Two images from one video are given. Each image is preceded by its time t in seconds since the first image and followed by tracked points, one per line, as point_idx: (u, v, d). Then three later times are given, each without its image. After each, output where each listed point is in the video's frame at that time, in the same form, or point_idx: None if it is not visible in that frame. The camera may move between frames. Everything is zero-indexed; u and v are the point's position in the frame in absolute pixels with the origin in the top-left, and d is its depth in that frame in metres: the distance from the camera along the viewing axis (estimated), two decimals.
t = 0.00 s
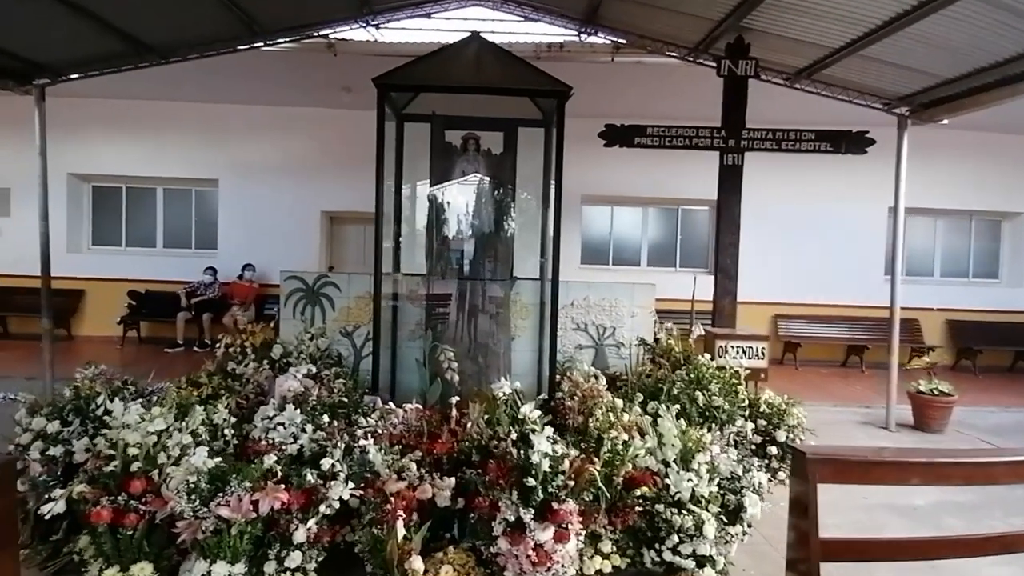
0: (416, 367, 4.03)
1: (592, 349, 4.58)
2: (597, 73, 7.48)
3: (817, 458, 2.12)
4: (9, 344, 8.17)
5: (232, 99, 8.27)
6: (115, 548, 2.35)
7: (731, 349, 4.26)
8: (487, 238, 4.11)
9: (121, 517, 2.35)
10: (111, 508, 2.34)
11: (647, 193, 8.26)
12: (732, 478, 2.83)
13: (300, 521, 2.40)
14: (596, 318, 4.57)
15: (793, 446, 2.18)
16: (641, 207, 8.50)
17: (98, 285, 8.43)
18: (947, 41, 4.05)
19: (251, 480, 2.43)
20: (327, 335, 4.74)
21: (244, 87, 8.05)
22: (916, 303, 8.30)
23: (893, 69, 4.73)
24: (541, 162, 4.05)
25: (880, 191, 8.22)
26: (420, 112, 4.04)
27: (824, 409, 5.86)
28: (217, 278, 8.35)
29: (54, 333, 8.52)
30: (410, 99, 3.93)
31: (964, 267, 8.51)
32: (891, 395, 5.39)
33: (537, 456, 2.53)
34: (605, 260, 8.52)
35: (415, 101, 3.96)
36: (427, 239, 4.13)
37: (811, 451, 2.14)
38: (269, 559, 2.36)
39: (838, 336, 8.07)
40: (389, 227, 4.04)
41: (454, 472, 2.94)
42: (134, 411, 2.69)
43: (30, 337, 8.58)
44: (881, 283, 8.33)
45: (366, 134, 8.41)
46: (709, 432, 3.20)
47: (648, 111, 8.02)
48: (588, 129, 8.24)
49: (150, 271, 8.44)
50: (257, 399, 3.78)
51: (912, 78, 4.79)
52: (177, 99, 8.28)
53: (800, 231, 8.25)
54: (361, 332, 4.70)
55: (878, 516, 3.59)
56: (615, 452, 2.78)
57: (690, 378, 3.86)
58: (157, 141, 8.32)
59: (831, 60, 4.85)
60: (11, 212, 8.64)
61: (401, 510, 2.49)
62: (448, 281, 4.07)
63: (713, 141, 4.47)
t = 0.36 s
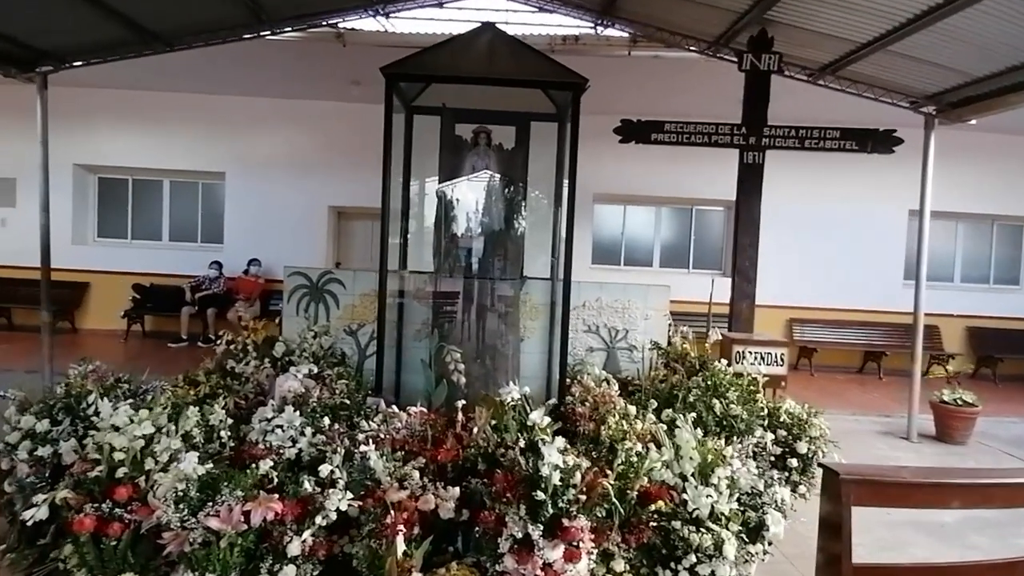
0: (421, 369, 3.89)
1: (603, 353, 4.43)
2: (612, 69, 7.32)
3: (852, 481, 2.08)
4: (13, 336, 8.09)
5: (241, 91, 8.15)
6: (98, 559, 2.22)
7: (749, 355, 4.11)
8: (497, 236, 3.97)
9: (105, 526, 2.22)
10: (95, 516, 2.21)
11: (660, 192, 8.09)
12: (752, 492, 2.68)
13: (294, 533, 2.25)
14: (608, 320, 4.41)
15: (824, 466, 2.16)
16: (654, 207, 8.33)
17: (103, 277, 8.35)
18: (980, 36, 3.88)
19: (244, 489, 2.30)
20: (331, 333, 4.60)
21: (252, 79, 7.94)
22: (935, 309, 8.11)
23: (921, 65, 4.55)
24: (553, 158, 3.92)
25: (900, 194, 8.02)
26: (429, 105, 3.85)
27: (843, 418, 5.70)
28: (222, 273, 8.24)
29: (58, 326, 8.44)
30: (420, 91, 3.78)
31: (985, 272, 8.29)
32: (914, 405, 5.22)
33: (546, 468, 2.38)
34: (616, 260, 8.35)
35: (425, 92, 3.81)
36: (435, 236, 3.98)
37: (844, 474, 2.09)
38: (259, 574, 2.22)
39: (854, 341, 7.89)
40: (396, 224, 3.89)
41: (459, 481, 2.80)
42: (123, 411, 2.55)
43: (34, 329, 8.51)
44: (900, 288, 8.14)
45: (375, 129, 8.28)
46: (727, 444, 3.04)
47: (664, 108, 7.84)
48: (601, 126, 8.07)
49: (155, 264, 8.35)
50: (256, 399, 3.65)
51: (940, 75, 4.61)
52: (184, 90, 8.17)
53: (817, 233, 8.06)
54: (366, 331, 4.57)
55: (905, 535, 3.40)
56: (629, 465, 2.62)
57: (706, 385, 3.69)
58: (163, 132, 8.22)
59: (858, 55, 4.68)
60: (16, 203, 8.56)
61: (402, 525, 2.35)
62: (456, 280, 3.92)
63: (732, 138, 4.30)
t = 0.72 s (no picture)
0: (418, 371, 3.77)
1: (605, 355, 4.31)
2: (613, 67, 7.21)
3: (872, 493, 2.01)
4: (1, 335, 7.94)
5: (235, 86, 8.02)
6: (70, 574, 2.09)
7: (755, 358, 4.02)
8: (496, 235, 3.84)
9: (78, 539, 2.11)
10: (68, 529, 2.10)
11: (661, 192, 7.98)
12: (764, 501, 2.56)
13: (279, 547, 2.13)
14: (610, 322, 4.29)
15: (844, 477, 2.09)
16: (655, 207, 8.22)
17: (93, 275, 8.21)
18: (994, 31, 3.76)
19: (228, 500, 2.18)
20: (325, 334, 4.47)
21: (247, 74, 7.81)
22: (938, 312, 8.02)
23: (931, 62, 4.44)
24: (555, 155, 3.81)
25: (903, 195, 7.93)
26: (428, 99, 3.76)
27: (848, 422, 5.59)
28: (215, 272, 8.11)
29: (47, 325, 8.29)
30: (418, 85, 3.66)
31: (988, 275, 8.20)
32: (920, 409, 5.11)
33: (549, 478, 2.25)
34: (616, 261, 8.24)
35: (423, 86, 3.69)
36: (433, 236, 3.85)
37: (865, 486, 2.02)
38: None
39: (856, 344, 7.79)
40: (392, 222, 3.77)
41: (455, 491, 2.68)
42: (99, 416, 2.43)
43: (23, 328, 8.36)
44: (903, 290, 8.04)
45: (372, 126, 8.15)
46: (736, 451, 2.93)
47: (664, 106, 7.74)
48: (601, 125, 7.96)
49: (146, 262, 8.21)
50: (246, 402, 3.52)
51: (950, 73, 4.50)
52: (178, 85, 8.03)
53: (819, 234, 7.96)
54: (361, 331, 4.44)
55: (917, 545, 3.27)
56: (635, 473, 2.52)
57: (711, 390, 3.59)
58: (155, 128, 8.08)
59: (866, 52, 4.58)
60: (6, 199, 8.42)
61: (394, 540, 2.23)
62: (455, 280, 3.79)
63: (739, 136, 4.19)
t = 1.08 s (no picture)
0: (409, 380, 3.61)
1: (603, 359, 4.18)
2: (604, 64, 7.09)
3: (900, 509, 1.98)
4: None
5: (218, 87, 7.82)
6: None
7: (757, 359, 3.90)
8: (489, 236, 3.70)
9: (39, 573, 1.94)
10: (29, 561, 1.92)
11: (654, 191, 7.87)
12: (778, 513, 2.43)
13: None
14: (607, 324, 4.15)
15: (869, 492, 2.07)
16: (648, 206, 8.10)
17: (73, 283, 7.98)
18: (997, 22, 3.65)
19: (204, 529, 2.03)
20: (312, 341, 4.31)
21: (230, 74, 7.62)
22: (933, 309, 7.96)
23: (931, 56, 4.33)
24: (548, 153, 3.65)
25: (898, 192, 7.86)
26: (417, 97, 3.62)
27: (848, 422, 5.49)
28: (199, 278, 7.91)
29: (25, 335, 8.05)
30: (406, 82, 3.52)
31: (983, 271, 8.14)
32: (922, 409, 5.02)
33: (550, 494, 2.10)
34: (609, 261, 8.12)
35: (411, 84, 3.55)
36: (423, 239, 3.69)
37: (893, 500, 1.99)
38: None
39: (853, 343, 7.71)
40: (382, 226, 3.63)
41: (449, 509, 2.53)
42: (62, 437, 2.26)
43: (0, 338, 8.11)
44: (898, 287, 7.98)
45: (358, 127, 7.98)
46: (745, 459, 2.79)
47: (656, 104, 7.62)
48: (592, 124, 7.84)
49: (127, 269, 7.99)
50: (227, 415, 3.36)
51: (950, 67, 4.39)
52: (158, 87, 7.83)
53: (814, 232, 7.88)
54: (350, 338, 4.28)
55: (929, 552, 3.14)
56: (642, 488, 2.38)
57: (715, 394, 3.45)
58: (135, 131, 7.88)
59: (864, 46, 4.46)
60: None
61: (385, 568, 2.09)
62: (447, 283, 3.64)
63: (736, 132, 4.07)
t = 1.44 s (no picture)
0: (402, 383, 3.47)
1: (602, 359, 4.05)
2: (601, 57, 6.96)
3: (930, 528, 1.91)
4: None
5: (205, 80, 7.63)
6: None
7: (762, 359, 3.80)
8: (484, 233, 3.56)
9: None
10: None
11: (650, 187, 7.75)
12: (791, 524, 2.29)
13: None
14: (607, 324, 4.03)
15: (896, 508, 2.00)
16: (644, 202, 7.99)
17: (56, 282, 7.80)
18: (1009, 12, 3.54)
19: (179, 551, 1.91)
20: (301, 342, 4.16)
21: (216, 66, 7.43)
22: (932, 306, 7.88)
23: (938, 47, 4.22)
24: (545, 145, 3.50)
25: (896, 187, 7.77)
26: (409, 89, 3.49)
27: (851, 422, 5.40)
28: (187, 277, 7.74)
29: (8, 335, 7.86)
30: (397, 73, 3.38)
31: (982, 267, 8.07)
32: (926, 408, 4.92)
33: (553, 512, 1.97)
34: (605, 258, 8.00)
35: (403, 74, 3.40)
36: (416, 238, 3.58)
37: (923, 519, 1.92)
38: None
39: (851, 340, 7.63)
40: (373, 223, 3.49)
41: (444, 523, 2.38)
42: (27, 451, 2.12)
43: None
44: (897, 283, 7.90)
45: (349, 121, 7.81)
46: (754, 466, 2.67)
47: (653, 98, 7.50)
48: (587, 118, 7.71)
49: (112, 268, 7.81)
50: (212, 421, 3.22)
51: (957, 58, 4.28)
52: (143, 81, 7.64)
53: (812, 228, 7.78)
54: (340, 339, 4.13)
55: (942, 559, 3.03)
56: (649, 500, 2.26)
57: (720, 397, 3.33)
58: (120, 126, 7.69)
59: (870, 36, 4.36)
60: None
61: None
62: (440, 281, 3.50)
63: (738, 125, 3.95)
